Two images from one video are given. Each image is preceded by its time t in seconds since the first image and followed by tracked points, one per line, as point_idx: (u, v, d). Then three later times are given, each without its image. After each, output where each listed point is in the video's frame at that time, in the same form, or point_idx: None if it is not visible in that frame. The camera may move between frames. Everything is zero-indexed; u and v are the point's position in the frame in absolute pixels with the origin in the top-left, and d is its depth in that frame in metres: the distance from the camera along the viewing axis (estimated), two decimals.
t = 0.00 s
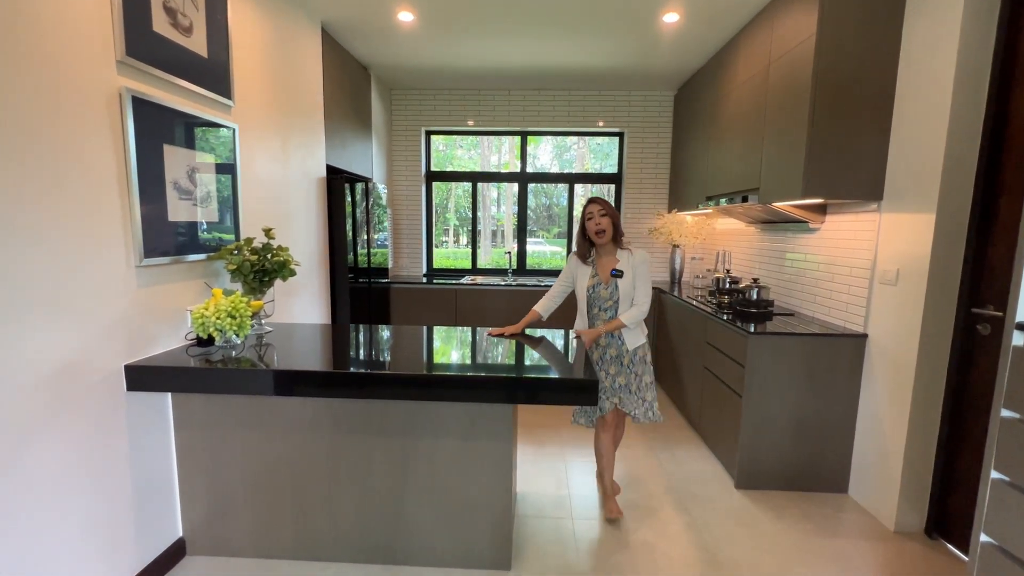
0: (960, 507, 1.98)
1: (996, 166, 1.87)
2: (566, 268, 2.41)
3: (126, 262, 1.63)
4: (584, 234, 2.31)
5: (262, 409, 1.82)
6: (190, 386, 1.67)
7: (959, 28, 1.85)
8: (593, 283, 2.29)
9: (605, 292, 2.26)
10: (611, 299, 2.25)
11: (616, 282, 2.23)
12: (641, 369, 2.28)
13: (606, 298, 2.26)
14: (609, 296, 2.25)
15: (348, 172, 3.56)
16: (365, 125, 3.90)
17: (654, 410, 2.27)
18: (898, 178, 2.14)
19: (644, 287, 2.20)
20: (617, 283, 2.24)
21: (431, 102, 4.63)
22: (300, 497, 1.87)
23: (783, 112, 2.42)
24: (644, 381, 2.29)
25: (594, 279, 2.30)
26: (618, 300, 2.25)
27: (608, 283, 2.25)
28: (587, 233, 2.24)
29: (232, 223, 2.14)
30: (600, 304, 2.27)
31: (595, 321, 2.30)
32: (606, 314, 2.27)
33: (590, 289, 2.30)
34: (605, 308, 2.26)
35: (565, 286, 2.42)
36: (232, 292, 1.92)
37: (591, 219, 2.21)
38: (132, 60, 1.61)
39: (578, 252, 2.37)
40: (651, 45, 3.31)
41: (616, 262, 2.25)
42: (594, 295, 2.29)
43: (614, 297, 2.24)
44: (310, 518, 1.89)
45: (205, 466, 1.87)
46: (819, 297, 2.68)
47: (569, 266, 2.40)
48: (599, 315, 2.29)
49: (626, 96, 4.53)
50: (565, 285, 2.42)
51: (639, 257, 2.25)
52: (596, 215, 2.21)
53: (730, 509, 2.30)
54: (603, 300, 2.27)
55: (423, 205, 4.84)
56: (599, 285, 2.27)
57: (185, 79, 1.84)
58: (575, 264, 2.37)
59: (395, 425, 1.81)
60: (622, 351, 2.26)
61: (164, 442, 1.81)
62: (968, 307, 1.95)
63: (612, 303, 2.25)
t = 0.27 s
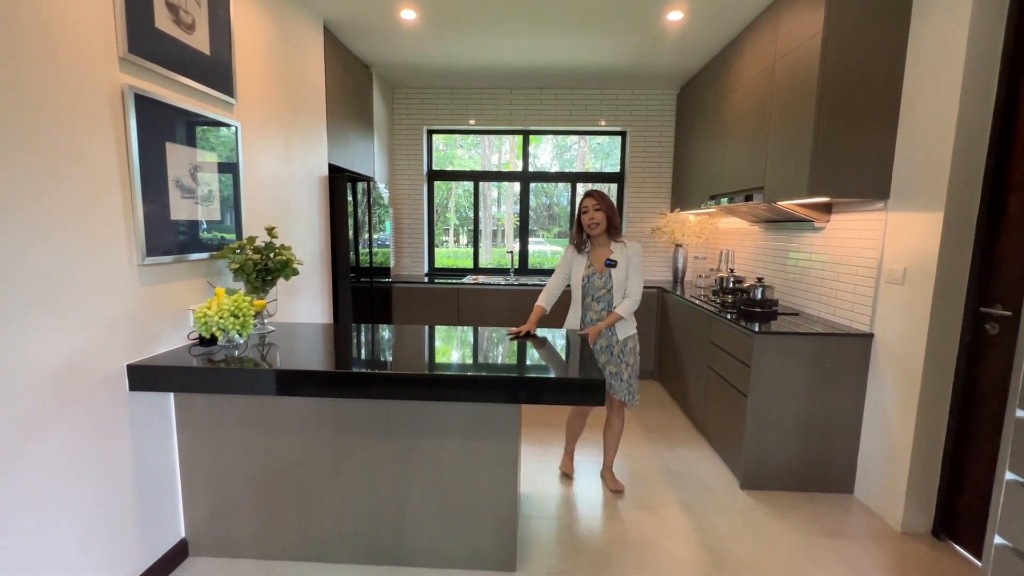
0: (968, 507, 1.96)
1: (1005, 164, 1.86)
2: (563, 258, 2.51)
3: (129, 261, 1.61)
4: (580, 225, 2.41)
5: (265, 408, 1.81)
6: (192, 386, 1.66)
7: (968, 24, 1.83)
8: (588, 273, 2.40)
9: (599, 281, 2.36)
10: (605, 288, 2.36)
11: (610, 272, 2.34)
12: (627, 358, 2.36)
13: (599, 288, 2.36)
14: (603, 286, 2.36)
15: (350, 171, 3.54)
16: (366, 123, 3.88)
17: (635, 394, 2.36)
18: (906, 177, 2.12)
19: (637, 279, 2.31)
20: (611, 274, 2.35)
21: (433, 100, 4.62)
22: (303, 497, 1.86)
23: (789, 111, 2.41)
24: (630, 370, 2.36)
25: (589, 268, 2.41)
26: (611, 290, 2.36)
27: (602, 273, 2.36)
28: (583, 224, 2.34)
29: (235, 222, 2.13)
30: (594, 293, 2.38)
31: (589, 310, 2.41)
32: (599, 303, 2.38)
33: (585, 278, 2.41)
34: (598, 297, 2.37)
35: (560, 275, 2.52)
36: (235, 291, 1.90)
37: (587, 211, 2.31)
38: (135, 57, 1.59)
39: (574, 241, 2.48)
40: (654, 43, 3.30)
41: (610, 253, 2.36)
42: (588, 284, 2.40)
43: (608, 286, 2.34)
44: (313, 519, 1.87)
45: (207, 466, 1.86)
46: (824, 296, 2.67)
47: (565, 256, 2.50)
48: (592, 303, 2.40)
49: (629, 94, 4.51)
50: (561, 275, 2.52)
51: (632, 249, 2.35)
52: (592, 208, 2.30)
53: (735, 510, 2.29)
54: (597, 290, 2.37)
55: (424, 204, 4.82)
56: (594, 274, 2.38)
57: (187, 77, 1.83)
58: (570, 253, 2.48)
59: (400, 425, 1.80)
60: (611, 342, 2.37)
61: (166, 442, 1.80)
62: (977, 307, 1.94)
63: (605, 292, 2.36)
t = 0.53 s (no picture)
0: (979, 508, 1.95)
1: (1017, 162, 1.84)
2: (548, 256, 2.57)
3: (133, 260, 1.60)
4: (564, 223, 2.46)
5: (269, 408, 1.79)
6: (198, 386, 1.64)
7: (981, 21, 1.81)
8: (570, 269, 2.45)
9: (581, 278, 2.42)
10: (586, 285, 2.41)
11: (592, 269, 2.40)
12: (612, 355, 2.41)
13: (581, 285, 2.42)
14: (584, 283, 2.42)
15: (353, 169, 3.52)
16: (369, 122, 3.86)
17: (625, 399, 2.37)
18: (916, 175, 2.10)
19: (619, 277, 2.40)
20: (593, 271, 2.40)
21: (435, 99, 4.60)
22: (308, 498, 1.84)
23: (798, 108, 2.39)
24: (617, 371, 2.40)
25: (571, 266, 2.46)
26: (592, 287, 2.42)
27: (584, 270, 2.41)
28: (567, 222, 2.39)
29: (238, 220, 2.11)
30: (576, 290, 2.44)
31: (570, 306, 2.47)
32: (579, 300, 2.44)
33: (567, 275, 2.46)
34: (579, 294, 2.43)
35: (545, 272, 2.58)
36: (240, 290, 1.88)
37: (570, 209, 2.36)
38: (139, 53, 1.57)
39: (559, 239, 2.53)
40: (660, 41, 3.28)
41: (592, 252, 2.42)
42: (570, 280, 2.46)
43: (589, 283, 2.40)
44: (318, 520, 1.86)
45: (212, 467, 1.84)
46: (833, 295, 2.65)
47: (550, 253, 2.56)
48: (573, 300, 2.46)
49: (633, 93, 4.49)
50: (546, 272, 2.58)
51: (614, 248, 2.42)
52: (576, 207, 2.34)
53: (743, 511, 2.27)
54: (578, 286, 2.43)
55: (427, 203, 4.80)
56: (575, 271, 2.43)
57: (192, 74, 1.81)
58: (554, 251, 2.54)
59: (407, 426, 1.78)
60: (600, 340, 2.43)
61: (170, 442, 1.78)
62: (989, 306, 1.92)
63: (587, 289, 2.42)
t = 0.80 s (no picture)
0: (995, 509, 1.92)
1: None
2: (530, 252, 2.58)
3: (138, 258, 1.57)
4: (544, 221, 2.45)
5: (277, 409, 1.77)
6: (205, 386, 1.61)
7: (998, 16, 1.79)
8: (547, 266, 2.45)
9: (555, 275, 2.42)
10: (561, 283, 2.41)
11: (567, 267, 2.39)
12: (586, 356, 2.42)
13: (556, 282, 2.42)
14: (559, 280, 2.41)
15: (358, 168, 3.50)
16: (373, 120, 3.84)
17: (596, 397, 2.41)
18: (931, 172, 2.08)
19: (595, 277, 2.39)
20: (568, 269, 2.39)
21: (439, 97, 4.57)
22: (316, 500, 1.82)
23: (809, 105, 2.36)
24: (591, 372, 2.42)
25: (548, 263, 2.46)
26: (567, 284, 2.41)
27: (559, 268, 2.41)
28: (544, 221, 2.38)
29: (244, 218, 2.08)
30: (552, 286, 2.44)
31: (544, 303, 2.47)
32: (553, 296, 2.44)
33: (544, 272, 2.46)
34: (554, 291, 2.43)
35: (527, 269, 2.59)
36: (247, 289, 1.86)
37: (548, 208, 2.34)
38: (145, 48, 1.55)
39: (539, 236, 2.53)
40: (667, 38, 3.25)
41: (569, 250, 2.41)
42: (546, 277, 2.46)
43: (563, 280, 2.40)
44: (326, 522, 1.83)
45: (218, 468, 1.82)
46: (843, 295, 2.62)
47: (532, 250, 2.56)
48: (547, 297, 2.46)
49: (638, 91, 4.46)
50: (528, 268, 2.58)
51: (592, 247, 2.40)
52: (553, 206, 2.33)
53: (753, 513, 2.25)
54: (553, 284, 2.43)
55: (431, 202, 4.78)
56: (551, 268, 2.43)
57: (199, 70, 1.78)
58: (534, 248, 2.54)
59: (416, 427, 1.76)
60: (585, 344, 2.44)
61: (177, 443, 1.76)
62: (1005, 304, 1.90)
63: (561, 286, 2.42)
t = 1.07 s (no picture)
0: (1013, 511, 1.89)
1: None
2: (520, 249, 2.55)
3: (144, 255, 1.54)
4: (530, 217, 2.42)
5: (284, 408, 1.74)
6: (212, 385, 1.58)
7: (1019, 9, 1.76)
8: (533, 262, 2.42)
9: (540, 271, 2.38)
10: (545, 278, 2.37)
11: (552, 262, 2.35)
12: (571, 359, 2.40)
13: (541, 277, 2.38)
14: (544, 276, 2.38)
15: (362, 165, 3.47)
16: (378, 117, 3.80)
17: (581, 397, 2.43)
18: (947, 168, 2.04)
19: (584, 273, 2.36)
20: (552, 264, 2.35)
21: (443, 94, 4.54)
22: (324, 501, 1.79)
23: (822, 101, 2.33)
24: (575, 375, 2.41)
25: (534, 259, 2.43)
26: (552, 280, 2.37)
27: (544, 263, 2.37)
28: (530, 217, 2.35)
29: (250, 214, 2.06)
30: (537, 282, 2.40)
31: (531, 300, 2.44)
32: (539, 292, 2.40)
33: (530, 268, 2.43)
34: (539, 287, 2.40)
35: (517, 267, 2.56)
36: (253, 286, 1.83)
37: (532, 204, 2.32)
38: (151, 40, 1.52)
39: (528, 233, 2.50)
40: (675, 34, 3.22)
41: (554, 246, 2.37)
42: (532, 273, 2.42)
43: (548, 275, 2.36)
44: (334, 523, 1.80)
45: (225, 468, 1.79)
46: (855, 293, 2.59)
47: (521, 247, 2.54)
48: (533, 293, 2.42)
49: (643, 88, 4.43)
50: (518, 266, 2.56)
51: (578, 243, 2.36)
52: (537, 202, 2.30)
53: (766, 514, 2.22)
54: (538, 279, 2.39)
55: (434, 200, 4.74)
56: (537, 264, 2.40)
57: (205, 63, 1.75)
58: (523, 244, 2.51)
59: (426, 427, 1.73)
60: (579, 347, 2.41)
61: (183, 443, 1.73)
62: None
63: (546, 282, 2.38)
